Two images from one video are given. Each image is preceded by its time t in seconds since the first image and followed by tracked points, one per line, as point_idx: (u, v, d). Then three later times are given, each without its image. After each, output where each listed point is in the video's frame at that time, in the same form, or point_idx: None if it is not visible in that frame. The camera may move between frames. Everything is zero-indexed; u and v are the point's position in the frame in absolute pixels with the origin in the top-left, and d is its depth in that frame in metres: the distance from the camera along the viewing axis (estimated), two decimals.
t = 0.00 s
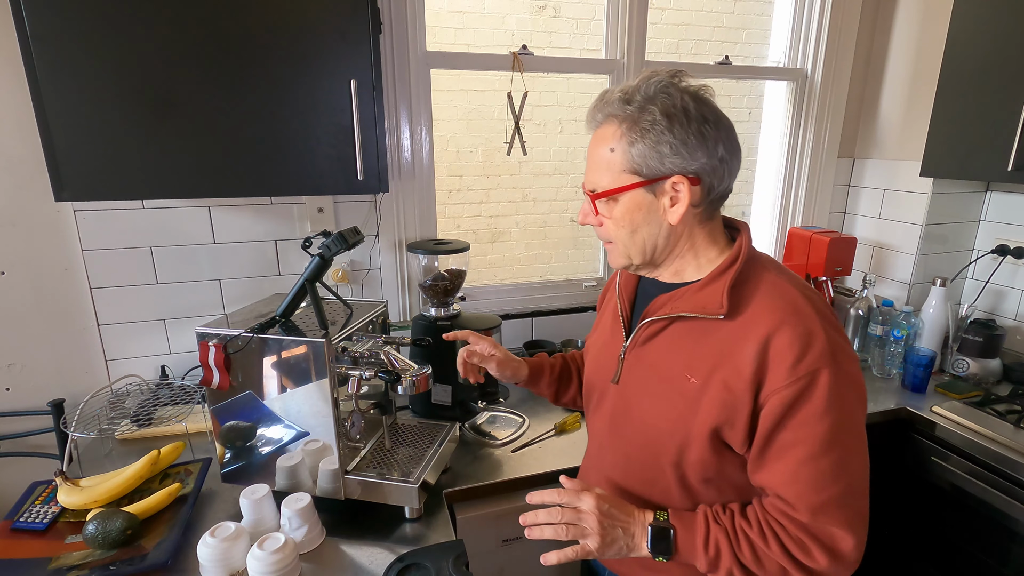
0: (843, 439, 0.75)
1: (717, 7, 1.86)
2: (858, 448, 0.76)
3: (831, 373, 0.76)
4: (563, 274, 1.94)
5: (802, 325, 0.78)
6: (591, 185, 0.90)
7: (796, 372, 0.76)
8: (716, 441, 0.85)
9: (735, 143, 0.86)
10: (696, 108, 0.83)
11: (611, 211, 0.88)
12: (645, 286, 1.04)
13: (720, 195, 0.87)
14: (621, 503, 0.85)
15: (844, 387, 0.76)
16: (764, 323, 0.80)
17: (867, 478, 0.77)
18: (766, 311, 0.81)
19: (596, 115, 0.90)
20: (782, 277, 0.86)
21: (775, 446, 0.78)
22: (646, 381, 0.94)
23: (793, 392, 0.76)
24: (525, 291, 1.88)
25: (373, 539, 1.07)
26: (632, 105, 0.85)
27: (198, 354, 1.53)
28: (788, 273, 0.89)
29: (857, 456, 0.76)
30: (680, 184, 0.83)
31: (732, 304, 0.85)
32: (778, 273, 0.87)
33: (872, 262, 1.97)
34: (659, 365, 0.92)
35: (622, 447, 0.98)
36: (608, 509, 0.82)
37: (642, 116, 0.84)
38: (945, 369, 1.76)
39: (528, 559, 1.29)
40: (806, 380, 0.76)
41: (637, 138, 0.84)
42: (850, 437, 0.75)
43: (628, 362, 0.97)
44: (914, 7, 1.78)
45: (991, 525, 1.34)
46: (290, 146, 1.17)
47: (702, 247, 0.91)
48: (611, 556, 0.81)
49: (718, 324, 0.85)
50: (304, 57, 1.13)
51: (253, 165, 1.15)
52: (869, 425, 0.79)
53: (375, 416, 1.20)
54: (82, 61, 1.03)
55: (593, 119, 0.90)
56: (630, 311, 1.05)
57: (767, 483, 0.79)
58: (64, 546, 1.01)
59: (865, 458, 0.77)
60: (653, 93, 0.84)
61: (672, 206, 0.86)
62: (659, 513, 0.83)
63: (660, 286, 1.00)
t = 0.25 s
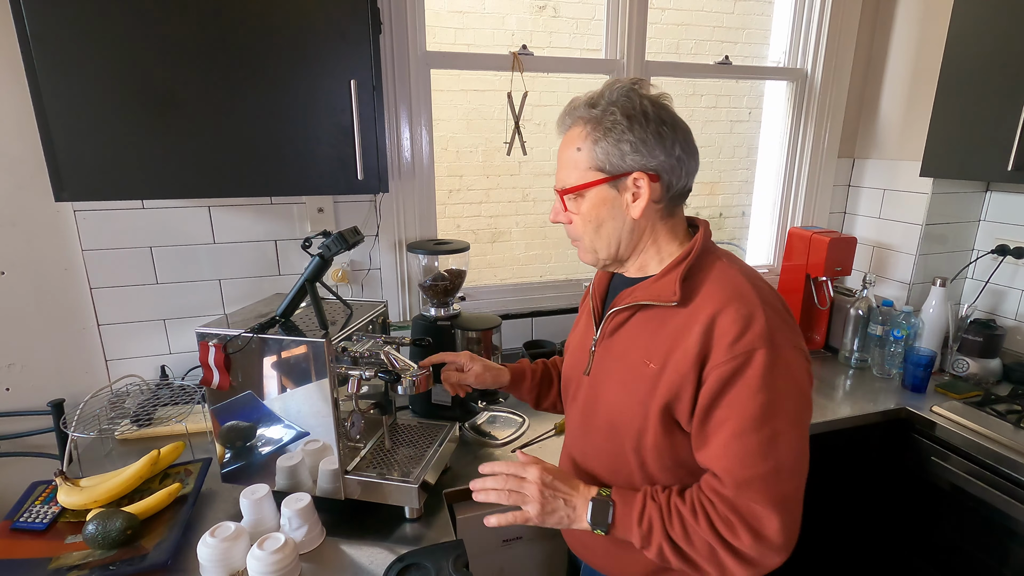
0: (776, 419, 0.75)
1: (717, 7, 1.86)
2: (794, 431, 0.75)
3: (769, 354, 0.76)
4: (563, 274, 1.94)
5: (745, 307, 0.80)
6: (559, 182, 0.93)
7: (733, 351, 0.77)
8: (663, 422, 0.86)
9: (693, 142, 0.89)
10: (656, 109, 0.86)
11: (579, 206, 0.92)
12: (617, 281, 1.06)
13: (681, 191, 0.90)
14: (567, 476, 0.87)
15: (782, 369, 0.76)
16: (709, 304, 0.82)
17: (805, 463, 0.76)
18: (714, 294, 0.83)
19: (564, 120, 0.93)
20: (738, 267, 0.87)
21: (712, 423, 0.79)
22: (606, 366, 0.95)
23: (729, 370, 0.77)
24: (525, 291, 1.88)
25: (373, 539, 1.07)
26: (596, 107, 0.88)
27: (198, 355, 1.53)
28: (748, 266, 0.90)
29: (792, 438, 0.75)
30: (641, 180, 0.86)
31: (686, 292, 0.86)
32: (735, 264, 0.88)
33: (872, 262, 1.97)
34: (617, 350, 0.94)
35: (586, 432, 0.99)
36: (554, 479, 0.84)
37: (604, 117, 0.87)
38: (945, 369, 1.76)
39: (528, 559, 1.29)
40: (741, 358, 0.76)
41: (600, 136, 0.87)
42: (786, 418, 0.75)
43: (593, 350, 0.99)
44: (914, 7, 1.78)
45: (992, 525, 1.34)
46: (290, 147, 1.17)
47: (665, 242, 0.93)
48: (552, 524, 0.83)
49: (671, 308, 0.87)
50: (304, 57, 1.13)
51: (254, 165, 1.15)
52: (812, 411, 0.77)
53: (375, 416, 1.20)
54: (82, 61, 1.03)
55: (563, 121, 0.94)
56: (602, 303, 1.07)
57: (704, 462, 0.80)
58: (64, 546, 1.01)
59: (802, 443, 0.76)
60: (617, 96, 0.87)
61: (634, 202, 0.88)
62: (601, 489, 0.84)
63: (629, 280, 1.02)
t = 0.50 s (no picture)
0: (681, 401, 0.78)
1: (717, 7, 1.86)
2: (698, 419, 0.77)
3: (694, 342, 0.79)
4: (563, 274, 1.94)
5: (692, 295, 0.82)
6: (547, 180, 0.94)
7: (662, 333, 0.81)
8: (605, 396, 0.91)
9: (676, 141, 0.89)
10: (638, 109, 0.87)
11: (566, 202, 0.93)
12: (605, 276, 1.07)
13: (664, 188, 0.90)
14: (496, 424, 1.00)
15: (702, 358, 0.78)
16: (665, 288, 0.85)
17: (701, 455, 0.77)
18: (673, 280, 0.86)
19: (553, 121, 0.95)
20: (709, 265, 0.88)
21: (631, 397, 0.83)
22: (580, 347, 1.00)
23: (653, 348, 0.81)
24: (525, 291, 1.88)
25: (373, 539, 1.07)
26: (582, 107, 0.89)
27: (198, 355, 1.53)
28: (726, 268, 0.90)
29: (690, 424, 0.77)
30: (624, 176, 0.86)
31: (652, 282, 0.89)
32: (709, 262, 0.89)
33: (872, 262, 1.97)
34: (590, 331, 0.98)
35: (558, 408, 1.05)
36: (471, 437, 0.98)
37: (589, 116, 0.88)
38: (945, 369, 1.76)
39: (528, 559, 1.29)
40: (669, 338, 0.80)
41: (585, 134, 0.87)
42: (692, 403, 0.77)
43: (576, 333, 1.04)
44: (914, 7, 1.78)
45: (992, 525, 1.34)
46: (290, 147, 1.17)
47: (649, 239, 0.94)
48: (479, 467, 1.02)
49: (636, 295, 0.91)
50: (304, 57, 1.13)
51: (254, 165, 1.15)
52: (727, 410, 0.78)
53: (375, 416, 1.20)
54: (82, 61, 1.03)
55: (552, 121, 0.95)
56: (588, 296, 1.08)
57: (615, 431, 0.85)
58: (64, 546, 1.01)
59: (707, 433, 0.77)
60: (602, 97, 0.88)
61: (617, 198, 0.89)
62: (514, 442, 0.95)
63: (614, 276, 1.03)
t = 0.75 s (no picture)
0: (634, 392, 0.79)
1: (717, 7, 1.86)
2: (649, 410, 0.78)
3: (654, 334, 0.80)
4: (563, 274, 1.94)
5: (664, 291, 0.83)
6: (547, 181, 0.94)
7: (627, 323, 0.83)
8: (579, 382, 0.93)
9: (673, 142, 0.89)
10: (635, 111, 0.87)
11: (565, 203, 0.93)
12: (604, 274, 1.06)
13: (662, 188, 0.90)
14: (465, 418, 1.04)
15: (659, 351, 0.79)
16: (643, 283, 0.86)
17: (648, 445, 0.78)
18: (652, 275, 0.87)
19: (551, 123, 0.95)
20: (693, 264, 0.87)
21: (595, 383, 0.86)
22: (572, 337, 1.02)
23: (615, 338, 0.83)
24: (525, 291, 1.88)
25: (373, 539, 1.07)
26: (582, 109, 0.89)
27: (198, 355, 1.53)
28: (713, 269, 0.88)
29: (639, 414, 0.78)
30: (623, 178, 0.86)
31: (636, 277, 0.90)
32: (694, 261, 0.88)
33: (872, 262, 1.97)
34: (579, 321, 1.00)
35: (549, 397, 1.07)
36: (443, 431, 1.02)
37: (589, 118, 0.88)
38: (945, 369, 1.75)
39: (527, 558, 1.29)
40: (631, 329, 0.81)
41: (585, 135, 0.87)
42: (645, 394, 0.78)
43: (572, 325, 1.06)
44: (914, 7, 1.78)
45: (992, 525, 1.34)
46: (290, 146, 1.17)
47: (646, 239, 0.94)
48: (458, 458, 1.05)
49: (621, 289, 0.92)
50: (304, 57, 1.13)
51: (254, 165, 1.16)
52: (678, 404, 0.78)
53: (375, 416, 1.20)
54: (81, 61, 1.03)
55: (551, 124, 0.95)
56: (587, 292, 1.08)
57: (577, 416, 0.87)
58: (65, 546, 1.01)
59: (655, 424, 0.78)
60: (599, 100, 0.88)
61: (617, 199, 0.89)
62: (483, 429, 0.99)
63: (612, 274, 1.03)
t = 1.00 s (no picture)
0: (650, 396, 0.78)
1: (717, 7, 1.86)
2: (666, 413, 0.77)
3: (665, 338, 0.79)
4: (563, 274, 1.94)
5: (668, 294, 0.82)
6: (538, 189, 0.94)
7: (636, 329, 0.82)
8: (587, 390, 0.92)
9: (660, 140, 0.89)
10: (620, 113, 0.88)
11: (559, 209, 0.93)
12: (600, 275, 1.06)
13: (653, 186, 0.90)
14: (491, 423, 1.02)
15: (671, 354, 0.78)
16: (645, 287, 0.86)
17: (668, 447, 0.78)
18: (653, 278, 0.86)
19: (538, 132, 0.95)
20: (691, 263, 0.87)
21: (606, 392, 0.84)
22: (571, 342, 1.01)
23: (625, 344, 0.82)
24: (526, 291, 1.88)
25: (373, 539, 1.07)
26: (568, 115, 0.89)
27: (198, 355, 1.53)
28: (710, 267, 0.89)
29: (658, 417, 0.77)
30: (615, 179, 0.86)
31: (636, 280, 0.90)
32: (692, 260, 0.88)
33: (872, 262, 1.97)
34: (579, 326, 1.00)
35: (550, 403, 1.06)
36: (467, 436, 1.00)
37: (576, 123, 0.88)
38: (945, 369, 1.75)
39: (527, 559, 1.29)
40: (640, 334, 0.80)
41: (574, 140, 0.87)
42: (662, 398, 0.78)
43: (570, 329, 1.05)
44: (913, 7, 1.78)
45: (992, 525, 1.34)
46: (290, 146, 1.17)
47: (641, 238, 0.94)
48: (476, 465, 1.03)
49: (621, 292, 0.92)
50: (304, 57, 1.13)
51: (254, 165, 1.15)
52: (694, 404, 0.78)
53: (375, 416, 1.20)
54: (81, 61, 1.03)
55: (538, 132, 0.95)
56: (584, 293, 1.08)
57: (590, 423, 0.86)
58: (64, 546, 1.01)
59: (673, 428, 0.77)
60: (584, 105, 0.88)
61: (610, 200, 0.89)
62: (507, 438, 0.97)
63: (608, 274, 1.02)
